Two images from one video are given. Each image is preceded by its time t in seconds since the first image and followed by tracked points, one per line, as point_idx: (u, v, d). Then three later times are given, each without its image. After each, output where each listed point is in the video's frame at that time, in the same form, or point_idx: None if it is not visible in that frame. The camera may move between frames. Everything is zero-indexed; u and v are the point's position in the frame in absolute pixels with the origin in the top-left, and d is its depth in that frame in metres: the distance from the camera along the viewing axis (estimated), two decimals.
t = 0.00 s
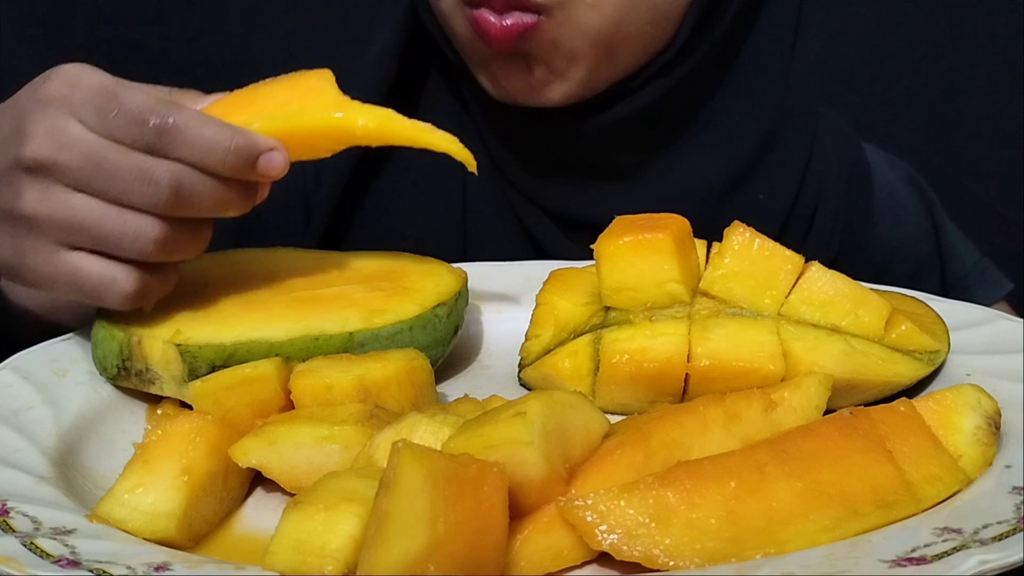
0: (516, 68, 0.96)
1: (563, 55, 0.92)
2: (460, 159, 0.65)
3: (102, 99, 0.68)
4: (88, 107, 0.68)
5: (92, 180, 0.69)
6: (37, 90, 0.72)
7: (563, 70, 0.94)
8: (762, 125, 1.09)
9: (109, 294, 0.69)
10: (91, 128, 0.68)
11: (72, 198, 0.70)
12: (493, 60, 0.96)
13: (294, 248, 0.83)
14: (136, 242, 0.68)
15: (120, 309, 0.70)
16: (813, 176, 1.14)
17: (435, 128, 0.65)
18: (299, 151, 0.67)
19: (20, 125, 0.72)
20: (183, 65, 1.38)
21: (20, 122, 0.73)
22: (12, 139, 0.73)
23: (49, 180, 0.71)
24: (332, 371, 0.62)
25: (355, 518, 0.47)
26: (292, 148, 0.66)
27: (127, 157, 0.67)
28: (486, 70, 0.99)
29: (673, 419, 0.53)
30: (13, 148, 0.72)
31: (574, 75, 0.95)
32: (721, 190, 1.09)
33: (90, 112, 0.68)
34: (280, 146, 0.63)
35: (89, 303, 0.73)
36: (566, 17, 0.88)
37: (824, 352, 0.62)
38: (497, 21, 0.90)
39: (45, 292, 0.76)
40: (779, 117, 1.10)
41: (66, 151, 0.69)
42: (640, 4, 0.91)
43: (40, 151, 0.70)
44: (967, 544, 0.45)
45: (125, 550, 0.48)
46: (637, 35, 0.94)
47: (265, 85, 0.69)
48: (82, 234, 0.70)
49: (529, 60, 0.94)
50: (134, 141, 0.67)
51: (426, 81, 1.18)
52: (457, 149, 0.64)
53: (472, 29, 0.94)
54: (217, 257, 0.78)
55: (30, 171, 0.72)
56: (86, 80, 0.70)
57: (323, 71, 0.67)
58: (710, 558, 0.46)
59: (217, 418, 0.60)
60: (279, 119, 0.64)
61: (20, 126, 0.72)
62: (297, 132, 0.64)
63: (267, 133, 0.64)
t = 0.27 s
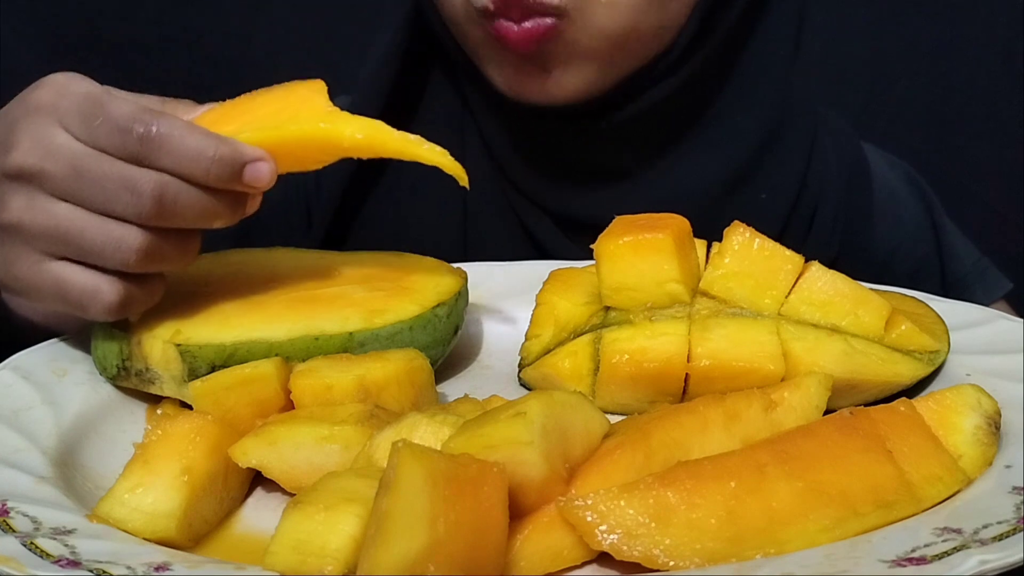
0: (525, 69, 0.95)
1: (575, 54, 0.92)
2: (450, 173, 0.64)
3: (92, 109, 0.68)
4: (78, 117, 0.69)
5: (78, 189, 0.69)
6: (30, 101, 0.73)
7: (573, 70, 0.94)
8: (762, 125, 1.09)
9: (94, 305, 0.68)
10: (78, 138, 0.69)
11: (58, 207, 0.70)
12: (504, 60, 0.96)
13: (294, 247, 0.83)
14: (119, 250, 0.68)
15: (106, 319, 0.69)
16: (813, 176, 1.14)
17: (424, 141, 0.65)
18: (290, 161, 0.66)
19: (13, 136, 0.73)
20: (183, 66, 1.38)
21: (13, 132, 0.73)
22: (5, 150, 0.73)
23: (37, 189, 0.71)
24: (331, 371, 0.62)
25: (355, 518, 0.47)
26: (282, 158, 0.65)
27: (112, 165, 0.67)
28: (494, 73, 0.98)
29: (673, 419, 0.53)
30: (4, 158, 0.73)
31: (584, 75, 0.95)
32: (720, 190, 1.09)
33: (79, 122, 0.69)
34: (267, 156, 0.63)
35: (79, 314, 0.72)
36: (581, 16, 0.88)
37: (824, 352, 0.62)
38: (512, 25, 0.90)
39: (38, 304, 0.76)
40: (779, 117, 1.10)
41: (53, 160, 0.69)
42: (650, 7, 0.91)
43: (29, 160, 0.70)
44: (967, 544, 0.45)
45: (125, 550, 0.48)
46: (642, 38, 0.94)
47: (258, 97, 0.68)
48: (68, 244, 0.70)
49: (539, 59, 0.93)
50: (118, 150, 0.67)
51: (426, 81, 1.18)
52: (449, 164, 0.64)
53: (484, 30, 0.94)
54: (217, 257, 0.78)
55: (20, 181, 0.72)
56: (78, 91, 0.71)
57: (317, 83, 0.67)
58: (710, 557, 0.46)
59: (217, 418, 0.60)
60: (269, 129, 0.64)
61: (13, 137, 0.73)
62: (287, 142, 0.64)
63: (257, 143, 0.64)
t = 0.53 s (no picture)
0: (522, 63, 0.95)
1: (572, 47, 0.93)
2: (458, 185, 0.64)
3: (100, 113, 0.68)
4: (87, 121, 0.69)
5: (85, 193, 0.69)
6: (37, 103, 0.73)
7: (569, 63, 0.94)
8: (762, 125, 1.09)
9: (100, 308, 0.68)
10: (86, 141, 0.68)
11: (65, 210, 0.70)
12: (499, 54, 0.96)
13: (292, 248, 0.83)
14: (126, 255, 0.68)
15: (112, 323, 0.69)
16: (810, 174, 1.13)
17: (433, 153, 0.65)
18: (298, 170, 0.66)
19: (19, 137, 0.73)
20: (183, 65, 1.38)
21: (19, 133, 0.73)
22: (11, 151, 0.73)
23: (43, 191, 0.71)
24: (331, 371, 0.62)
25: (355, 518, 0.47)
26: (290, 168, 0.66)
27: (121, 170, 0.67)
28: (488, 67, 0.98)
29: (673, 419, 0.53)
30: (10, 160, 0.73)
31: (581, 68, 0.95)
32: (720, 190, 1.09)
33: (87, 125, 0.69)
34: (277, 165, 0.63)
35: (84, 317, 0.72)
36: (579, 8, 0.89)
37: (823, 352, 0.62)
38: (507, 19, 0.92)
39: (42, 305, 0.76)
40: (779, 117, 1.10)
41: (61, 164, 0.69)
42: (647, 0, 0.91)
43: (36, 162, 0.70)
44: (967, 544, 0.45)
45: (125, 550, 0.48)
46: (640, 32, 0.94)
47: (267, 106, 0.68)
48: (75, 247, 0.70)
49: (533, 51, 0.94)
50: (128, 155, 0.67)
51: (426, 80, 1.18)
52: (456, 175, 0.64)
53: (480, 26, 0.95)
54: (216, 257, 0.78)
55: (26, 183, 0.72)
56: (86, 93, 0.70)
57: (326, 93, 0.67)
58: (710, 557, 0.46)
59: (217, 418, 0.60)
60: (278, 139, 0.64)
61: (19, 138, 0.73)
62: (294, 152, 0.64)
63: (267, 152, 0.64)
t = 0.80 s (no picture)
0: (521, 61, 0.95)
1: (570, 49, 0.93)
2: (461, 182, 0.64)
3: (106, 108, 0.68)
4: (93, 116, 0.69)
5: (91, 187, 0.69)
6: (43, 98, 0.73)
7: (568, 65, 0.95)
8: (762, 125, 1.09)
9: (104, 303, 0.68)
10: (92, 136, 0.69)
11: (70, 205, 0.70)
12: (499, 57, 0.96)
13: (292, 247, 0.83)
14: (130, 250, 0.68)
15: (116, 318, 0.69)
16: (812, 176, 1.14)
17: (437, 151, 0.64)
18: (303, 167, 0.66)
19: (25, 132, 0.73)
20: (183, 65, 1.38)
21: (25, 129, 0.73)
22: (17, 147, 0.73)
23: (49, 187, 0.71)
24: (331, 371, 0.62)
25: (355, 518, 0.47)
26: (295, 164, 0.66)
27: (126, 165, 0.67)
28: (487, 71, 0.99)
29: (673, 419, 0.53)
30: (17, 155, 0.73)
31: (579, 66, 0.95)
32: (719, 189, 1.09)
33: (93, 120, 0.69)
34: (280, 161, 0.63)
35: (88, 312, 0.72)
36: (579, 10, 0.89)
37: (823, 352, 0.62)
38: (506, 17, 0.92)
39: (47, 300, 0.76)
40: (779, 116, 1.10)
41: (67, 159, 0.69)
42: None
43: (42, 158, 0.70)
44: (967, 544, 0.45)
45: (125, 550, 0.48)
46: (638, 28, 0.94)
47: (272, 103, 0.68)
48: (80, 242, 0.70)
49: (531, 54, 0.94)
50: (133, 150, 0.67)
51: (426, 81, 1.18)
52: (460, 173, 0.64)
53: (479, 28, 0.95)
54: (216, 257, 0.78)
55: (32, 178, 0.72)
56: (92, 88, 0.71)
57: (331, 90, 0.67)
58: (710, 557, 0.46)
59: (217, 419, 0.60)
60: (283, 136, 0.64)
61: (24, 133, 0.73)
62: (299, 149, 0.64)
63: (271, 148, 0.64)
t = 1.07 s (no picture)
0: (525, 52, 0.94)
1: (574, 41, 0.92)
2: (459, 179, 0.64)
3: (108, 106, 0.68)
4: (94, 114, 0.69)
5: (91, 185, 0.69)
6: (44, 97, 0.73)
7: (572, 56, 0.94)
8: (761, 125, 1.09)
9: (104, 301, 0.68)
10: (93, 134, 0.69)
11: (69, 203, 0.70)
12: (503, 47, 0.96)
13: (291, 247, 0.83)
14: (130, 247, 0.68)
15: (116, 316, 0.69)
16: (812, 175, 1.14)
17: (436, 147, 0.65)
18: (303, 164, 0.66)
19: (27, 131, 0.73)
20: (183, 65, 1.38)
21: (27, 128, 0.73)
22: (19, 145, 0.74)
23: (50, 185, 0.71)
24: (331, 371, 0.62)
25: (355, 518, 0.47)
26: (294, 161, 0.66)
27: (126, 162, 0.67)
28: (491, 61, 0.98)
29: (673, 420, 0.53)
30: (18, 154, 0.73)
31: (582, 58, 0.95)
32: (718, 189, 1.09)
33: (94, 118, 0.69)
34: (280, 158, 0.63)
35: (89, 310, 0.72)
36: (585, 3, 0.89)
37: (823, 352, 0.62)
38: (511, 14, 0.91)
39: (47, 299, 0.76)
40: (779, 116, 1.10)
41: (67, 156, 0.69)
42: None
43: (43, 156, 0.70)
44: (967, 544, 0.45)
45: (125, 550, 0.48)
46: (641, 27, 0.94)
47: (272, 101, 0.68)
48: (80, 239, 0.70)
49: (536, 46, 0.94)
50: (134, 148, 0.67)
51: (425, 80, 1.18)
52: (459, 169, 0.64)
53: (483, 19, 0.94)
54: (216, 257, 0.78)
55: (33, 176, 0.72)
56: (95, 87, 0.71)
57: (329, 87, 0.67)
58: (710, 557, 0.46)
59: (217, 418, 0.60)
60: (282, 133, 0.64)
61: (26, 132, 0.73)
62: (299, 146, 0.64)
63: (270, 145, 0.64)
